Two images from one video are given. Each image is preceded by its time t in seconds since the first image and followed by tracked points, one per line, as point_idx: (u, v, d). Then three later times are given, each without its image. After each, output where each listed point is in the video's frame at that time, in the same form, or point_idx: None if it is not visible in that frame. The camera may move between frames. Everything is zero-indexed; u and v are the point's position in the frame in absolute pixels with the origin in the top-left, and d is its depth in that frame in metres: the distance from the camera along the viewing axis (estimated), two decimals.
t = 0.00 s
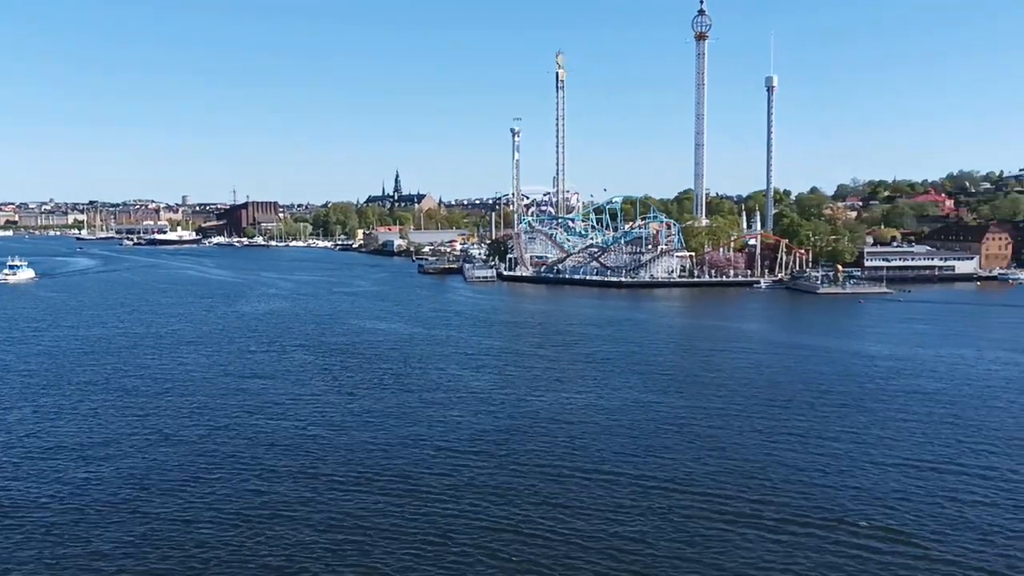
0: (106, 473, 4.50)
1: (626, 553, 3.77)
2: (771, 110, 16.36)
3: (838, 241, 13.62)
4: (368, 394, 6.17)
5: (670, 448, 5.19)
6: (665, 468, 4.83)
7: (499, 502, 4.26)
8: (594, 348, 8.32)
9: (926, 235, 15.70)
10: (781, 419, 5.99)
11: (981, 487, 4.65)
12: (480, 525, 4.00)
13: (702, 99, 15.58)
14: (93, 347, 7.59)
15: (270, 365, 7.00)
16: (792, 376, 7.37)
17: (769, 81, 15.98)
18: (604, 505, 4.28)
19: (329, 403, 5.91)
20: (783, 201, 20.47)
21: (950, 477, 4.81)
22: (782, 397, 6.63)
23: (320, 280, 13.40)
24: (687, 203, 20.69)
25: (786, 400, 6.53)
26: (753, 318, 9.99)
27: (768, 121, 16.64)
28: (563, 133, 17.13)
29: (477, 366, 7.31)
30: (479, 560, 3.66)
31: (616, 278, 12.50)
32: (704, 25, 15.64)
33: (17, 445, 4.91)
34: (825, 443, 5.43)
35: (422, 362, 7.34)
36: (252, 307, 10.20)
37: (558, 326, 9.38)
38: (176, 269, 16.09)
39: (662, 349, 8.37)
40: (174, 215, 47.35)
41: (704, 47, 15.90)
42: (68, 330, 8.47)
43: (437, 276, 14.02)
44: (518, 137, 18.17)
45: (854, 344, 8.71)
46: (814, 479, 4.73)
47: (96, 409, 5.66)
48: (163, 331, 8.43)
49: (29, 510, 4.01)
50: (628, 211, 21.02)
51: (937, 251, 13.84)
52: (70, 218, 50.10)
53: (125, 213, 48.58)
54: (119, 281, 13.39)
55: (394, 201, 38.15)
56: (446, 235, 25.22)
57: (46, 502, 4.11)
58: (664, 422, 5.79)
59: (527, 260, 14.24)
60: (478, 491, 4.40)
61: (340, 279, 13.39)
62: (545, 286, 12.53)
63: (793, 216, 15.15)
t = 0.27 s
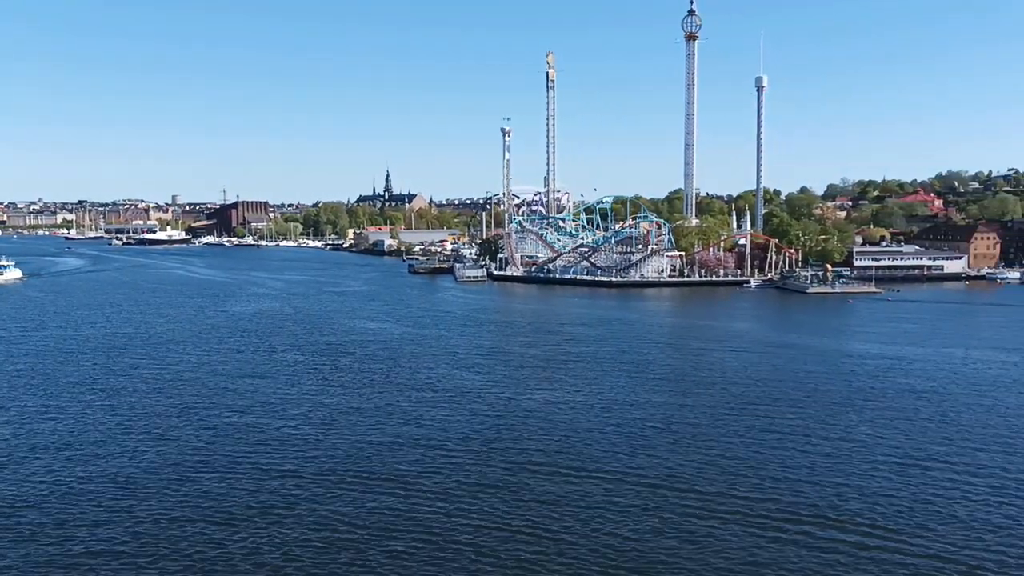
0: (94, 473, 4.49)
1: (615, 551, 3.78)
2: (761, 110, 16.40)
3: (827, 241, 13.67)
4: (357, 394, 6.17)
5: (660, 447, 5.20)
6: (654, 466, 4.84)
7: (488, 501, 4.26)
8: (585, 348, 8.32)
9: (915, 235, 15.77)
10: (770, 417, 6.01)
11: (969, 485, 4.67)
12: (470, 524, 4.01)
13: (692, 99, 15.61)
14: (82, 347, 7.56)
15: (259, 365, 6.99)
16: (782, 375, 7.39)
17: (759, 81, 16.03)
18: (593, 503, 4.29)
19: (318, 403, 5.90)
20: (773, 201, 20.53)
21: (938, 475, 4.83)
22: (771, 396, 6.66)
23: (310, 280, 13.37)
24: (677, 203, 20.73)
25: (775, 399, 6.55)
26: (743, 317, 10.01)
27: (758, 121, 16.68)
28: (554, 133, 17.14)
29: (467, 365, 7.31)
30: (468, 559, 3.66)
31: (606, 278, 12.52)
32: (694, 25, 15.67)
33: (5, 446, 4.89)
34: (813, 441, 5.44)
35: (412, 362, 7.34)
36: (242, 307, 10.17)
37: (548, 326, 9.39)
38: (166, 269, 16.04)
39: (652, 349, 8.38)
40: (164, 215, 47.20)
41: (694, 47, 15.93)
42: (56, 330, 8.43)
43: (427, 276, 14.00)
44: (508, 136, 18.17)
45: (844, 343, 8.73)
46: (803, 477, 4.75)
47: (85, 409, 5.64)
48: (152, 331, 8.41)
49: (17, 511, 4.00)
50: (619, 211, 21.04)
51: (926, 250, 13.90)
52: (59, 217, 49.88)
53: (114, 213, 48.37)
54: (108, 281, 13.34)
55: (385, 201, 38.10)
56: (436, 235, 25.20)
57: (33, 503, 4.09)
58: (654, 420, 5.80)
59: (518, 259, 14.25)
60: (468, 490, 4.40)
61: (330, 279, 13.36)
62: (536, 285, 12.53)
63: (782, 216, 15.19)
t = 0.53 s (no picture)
0: (87, 473, 4.49)
1: (607, 549, 3.80)
2: (754, 110, 16.45)
3: (820, 241, 13.72)
4: (350, 393, 6.18)
5: (651, 445, 5.23)
6: (645, 464, 4.87)
7: (481, 499, 4.29)
8: (577, 347, 8.33)
9: (907, 235, 15.83)
10: (762, 416, 6.04)
11: (959, 483, 4.70)
12: (463, 521, 4.03)
13: (686, 99, 15.64)
14: (74, 347, 7.56)
15: (252, 364, 7.00)
16: (774, 374, 7.42)
17: (752, 81, 16.07)
18: (586, 501, 4.31)
19: (311, 402, 5.91)
20: (766, 201, 20.57)
21: (929, 473, 4.86)
22: (762, 395, 6.69)
23: (303, 279, 13.37)
24: (670, 203, 20.76)
25: (767, 398, 6.58)
26: (736, 317, 10.04)
27: (751, 121, 16.71)
28: (547, 133, 17.17)
29: (459, 365, 7.33)
30: (461, 557, 3.68)
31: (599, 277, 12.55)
32: (687, 26, 15.70)
33: None
34: (805, 440, 5.47)
35: (405, 361, 7.36)
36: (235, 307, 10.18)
37: (541, 325, 9.41)
38: (158, 269, 16.01)
39: (645, 348, 8.40)
40: (157, 215, 47.10)
41: (687, 47, 15.96)
42: (49, 329, 8.43)
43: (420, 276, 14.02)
44: (501, 136, 18.19)
45: (836, 343, 8.76)
46: (794, 475, 4.78)
47: (77, 408, 5.64)
48: (145, 331, 8.40)
49: (11, 509, 4.01)
50: (612, 211, 21.07)
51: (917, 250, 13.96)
52: (52, 216, 49.75)
53: (107, 213, 48.31)
54: (100, 281, 13.32)
55: (378, 200, 38.09)
56: (430, 234, 25.20)
57: (26, 502, 4.10)
58: (646, 419, 5.83)
59: (511, 259, 14.27)
60: (461, 489, 4.42)
61: (324, 279, 13.36)
62: (529, 285, 12.55)
63: (775, 216, 15.24)
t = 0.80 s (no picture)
0: (79, 473, 4.47)
1: (601, 549, 3.79)
2: (749, 110, 16.46)
3: (814, 240, 13.73)
4: (344, 393, 6.18)
5: (645, 445, 5.23)
6: (639, 463, 4.87)
7: (475, 499, 4.29)
8: (572, 347, 8.33)
9: (901, 235, 15.87)
10: (756, 415, 6.04)
11: (952, 482, 4.71)
12: (457, 521, 4.03)
13: (681, 99, 15.65)
14: (68, 347, 7.55)
15: (247, 364, 6.99)
16: (769, 374, 7.41)
17: (747, 81, 16.09)
18: (580, 500, 4.31)
19: (305, 402, 5.90)
20: (761, 201, 20.60)
21: (923, 472, 4.87)
22: (756, 395, 6.69)
23: (298, 279, 13.35)
24: (665, 203, 20.77)
25: (761, 397, 6.58)
26: (730, 317, 10.03)
27: (746, 121, 16.73)
28: (542, 133, 17.17)
29: (454, 365, 7.32)
30: (455, 557, 3.68)
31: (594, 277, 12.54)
32: (682, 26, 15.71)
33: None
34: (799, 439, 5.48)
35: (399, 361, 7.35)
36: (230, 307, 10.16)
37: (536, 325, 9.41)
38: (152, 269, 15.98)
39: (639, 348, 8.39)
40: (152, 214, 47.05)
41: (682, 47, 15.97)
42: (43, 330, 8.40)
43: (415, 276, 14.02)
44: (497, 136, 18.18)
45: (830, 343, 8.76)
46: (788, 473, 4.79)
47: (71, 408, 5.63)
48: (139, 331, 8.39)
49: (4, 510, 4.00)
50: (607, 211, 21.08)
51: (912, 250, 13.99)
52: (46, 216, 49.67)
53: (101, 213, 48.22)
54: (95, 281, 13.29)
55: (374, 200, 38.06)
56: (425, 234, 25.19)
57: (18, 503, 4.08)
58: (640, 418, 5.83)
59: (506, 259, 14.27)
60: (455, 488, 4.42)
61: (319, 279, 13.34)
62: (524, 285, 12.54)
63: (770, 216, 15.25)
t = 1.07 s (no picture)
0: (74, 473, 4.47)
1: (596, 548, 3.80)
2: (745, 110, 16.48)
3: (811, 240, 13.75)
4: (339, 393, 6.18)
5: (640, 444, 5.24)
6: (634, 463, 4.88)
7: (471, 498, 4.29)
8: (568, 347, 8.33)
9: (897, 234, 15.89)
10: (751, 415, 6.05)
11: (948, 481, 4.72)
12: (452, 520, 4.03)
13: (677, 99, 15.66)
14: (64, 347, 7.54)
15: (243, 364, 6.99)
16: (764, 374, 7.42)
17: (744, 81, 16.10)
18: (575, 499, 4.31)
19: (300, 402, 5.90)
20: (757, 200, 20.62)
21: (917, 472, 4.88)
22: (751, 394, 6.70)
23: (294, 279, 13.34)
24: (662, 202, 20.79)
25: (756, 397, 6.59)
26: (726, 317, 10.04)
27: (743, 121, 16.74)
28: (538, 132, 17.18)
29: (450, 364, 7.32)
30: (451, 556, 3.68)
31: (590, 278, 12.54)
32: (678, 26, 15.72)
33: None
34: (794, 438, 5.49)
35: (395, 361, 7.35)
36: (226, 307, 10.16)
37: (532, 325, 9.41)
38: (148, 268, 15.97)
39: (635, 348, 8.40)
40: (148, 214, 46.97)
41: (678, 47, 15.98)
42: (38, 330, 8.40)
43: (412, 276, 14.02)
44: (493, 136, 18.19)
45: (826, 343, 8.77)
46: (782, 473, 4.80)
47: (66, 408, 5.63)
48: (135, 331, 8.38)
49: None
50: (604, 211, 21.09)
51: (907, 250, 14.00)
52: (43, 215, 49.54)
53: (97, 212, 48.14)
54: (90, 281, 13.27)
55: (370, 200, 38.05)
56: (422, 234, 25.18)
57: (12, 503, 4.08)
58: (635, 418, 5.84)
59: (502, 259, 14.27)
60: (451, 488, 4.42)
61: (315, 279, 13.33)
62: (521, 285, 12.54)
63: (766, 216, 15.27)
